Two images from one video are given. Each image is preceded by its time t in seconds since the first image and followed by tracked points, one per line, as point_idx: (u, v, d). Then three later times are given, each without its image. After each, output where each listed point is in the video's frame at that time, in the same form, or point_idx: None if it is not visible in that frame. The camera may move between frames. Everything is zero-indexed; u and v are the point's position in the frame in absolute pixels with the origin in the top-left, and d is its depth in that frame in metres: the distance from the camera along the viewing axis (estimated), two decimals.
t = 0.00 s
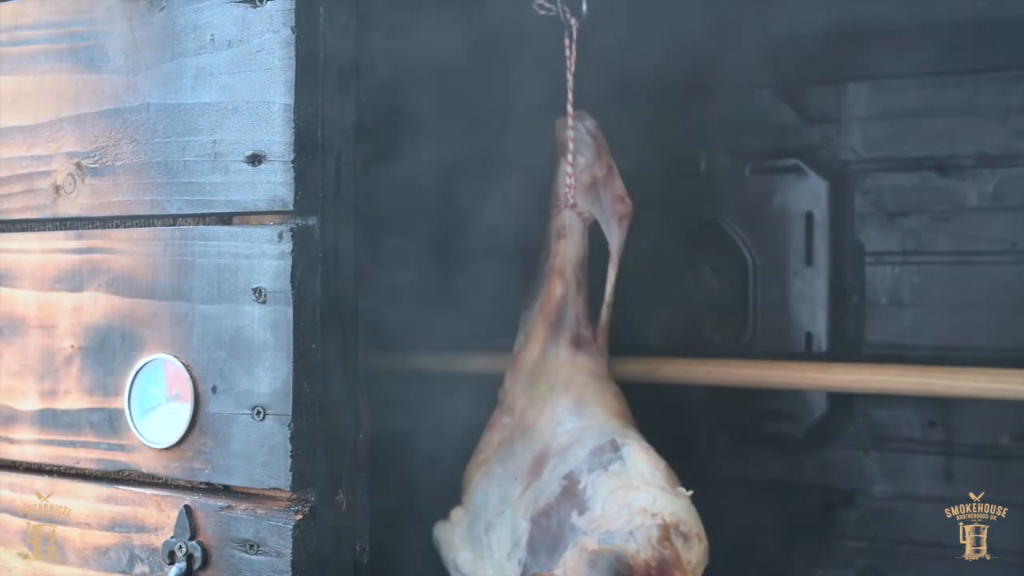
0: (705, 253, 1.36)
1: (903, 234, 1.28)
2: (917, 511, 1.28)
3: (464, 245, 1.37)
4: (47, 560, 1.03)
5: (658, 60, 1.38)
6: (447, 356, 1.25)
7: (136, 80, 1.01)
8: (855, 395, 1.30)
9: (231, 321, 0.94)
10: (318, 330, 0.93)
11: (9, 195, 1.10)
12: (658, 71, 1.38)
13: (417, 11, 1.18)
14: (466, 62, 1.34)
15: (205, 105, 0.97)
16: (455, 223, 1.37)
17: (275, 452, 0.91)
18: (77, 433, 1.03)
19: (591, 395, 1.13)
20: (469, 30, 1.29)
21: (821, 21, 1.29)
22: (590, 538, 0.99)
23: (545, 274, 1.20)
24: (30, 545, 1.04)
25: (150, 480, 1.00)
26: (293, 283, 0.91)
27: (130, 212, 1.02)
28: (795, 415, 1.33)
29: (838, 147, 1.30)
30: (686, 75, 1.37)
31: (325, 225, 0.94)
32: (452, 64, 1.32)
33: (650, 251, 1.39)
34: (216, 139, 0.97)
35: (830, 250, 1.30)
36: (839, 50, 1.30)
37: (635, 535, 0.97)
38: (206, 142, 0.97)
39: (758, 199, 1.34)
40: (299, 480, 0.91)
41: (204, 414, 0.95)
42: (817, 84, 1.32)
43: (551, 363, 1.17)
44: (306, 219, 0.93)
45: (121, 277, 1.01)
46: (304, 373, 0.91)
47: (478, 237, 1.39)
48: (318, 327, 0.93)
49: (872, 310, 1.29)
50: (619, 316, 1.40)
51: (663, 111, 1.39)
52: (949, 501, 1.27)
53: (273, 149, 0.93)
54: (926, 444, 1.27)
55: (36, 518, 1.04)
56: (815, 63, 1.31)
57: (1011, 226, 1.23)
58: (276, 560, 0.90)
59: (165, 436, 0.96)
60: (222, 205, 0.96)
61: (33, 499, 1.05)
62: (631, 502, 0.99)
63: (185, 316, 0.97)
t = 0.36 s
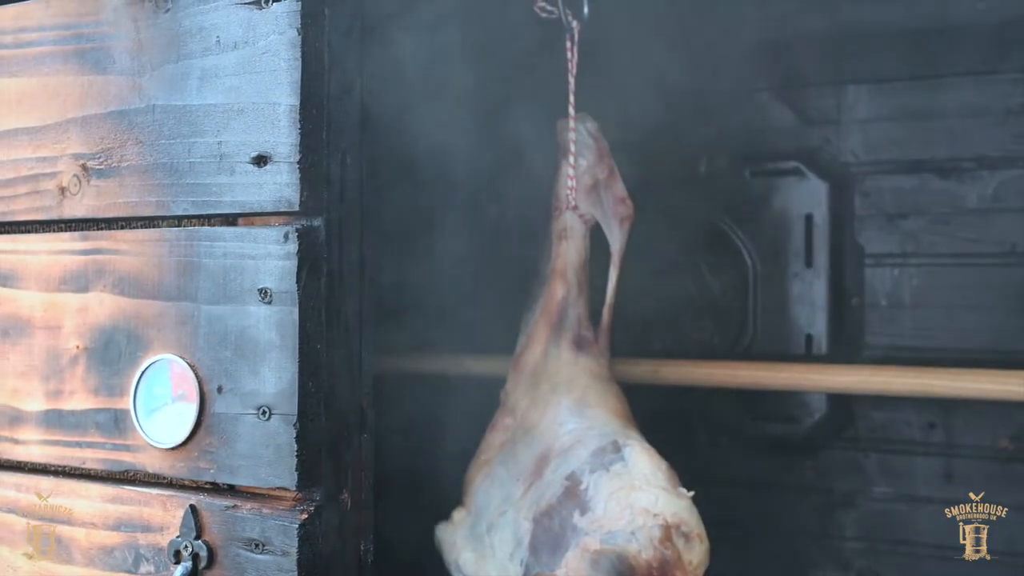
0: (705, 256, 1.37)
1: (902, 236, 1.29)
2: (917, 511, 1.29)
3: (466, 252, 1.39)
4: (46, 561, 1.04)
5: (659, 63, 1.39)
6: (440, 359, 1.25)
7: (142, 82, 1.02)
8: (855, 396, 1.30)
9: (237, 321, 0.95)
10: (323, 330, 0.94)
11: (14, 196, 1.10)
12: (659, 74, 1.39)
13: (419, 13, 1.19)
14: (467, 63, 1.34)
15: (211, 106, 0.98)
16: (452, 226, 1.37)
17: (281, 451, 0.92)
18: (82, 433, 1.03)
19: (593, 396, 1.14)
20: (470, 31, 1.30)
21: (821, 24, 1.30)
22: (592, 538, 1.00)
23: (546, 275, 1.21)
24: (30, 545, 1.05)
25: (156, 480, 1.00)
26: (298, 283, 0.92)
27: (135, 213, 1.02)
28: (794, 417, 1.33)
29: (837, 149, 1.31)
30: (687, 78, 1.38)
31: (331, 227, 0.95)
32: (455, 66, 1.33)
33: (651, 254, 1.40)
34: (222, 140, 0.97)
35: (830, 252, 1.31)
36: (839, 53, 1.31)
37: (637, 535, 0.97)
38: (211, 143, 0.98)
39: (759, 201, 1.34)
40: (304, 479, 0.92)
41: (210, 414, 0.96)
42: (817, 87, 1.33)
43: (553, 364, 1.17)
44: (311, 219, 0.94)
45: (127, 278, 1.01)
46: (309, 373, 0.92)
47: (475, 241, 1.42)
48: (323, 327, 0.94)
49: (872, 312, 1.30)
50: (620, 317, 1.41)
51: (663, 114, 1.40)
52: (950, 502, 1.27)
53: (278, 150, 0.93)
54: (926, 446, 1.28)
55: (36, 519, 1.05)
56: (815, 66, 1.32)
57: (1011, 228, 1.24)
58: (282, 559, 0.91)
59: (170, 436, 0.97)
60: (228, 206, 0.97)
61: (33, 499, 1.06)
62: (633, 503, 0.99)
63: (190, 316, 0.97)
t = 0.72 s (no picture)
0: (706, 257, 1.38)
1: (902, 238, 1.31)
2: (916, 510, 1.30)
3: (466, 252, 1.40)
4: (45, 561, 1.06)
5: (661, 65, 1.40)
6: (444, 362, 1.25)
7: (149, 82, 1.03)
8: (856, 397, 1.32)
9: (245, 320, 0.96)
10: (331, 329, 0.95)
11: (20, 197, 1.11)
12: (660, 76, 1.40)
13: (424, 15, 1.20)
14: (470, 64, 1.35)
15: (219, 106, 0.98)
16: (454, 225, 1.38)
17: (290, 449, 0.93)
18: (90, 432, 1.04)
19: (596, 396, 1.15)
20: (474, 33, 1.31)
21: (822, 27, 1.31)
22: (595, 537, 1.00)
23: (548, 277, 1.21)
24: (30, 545, 1.07)
25: (163, 478, 1.01)
26: (306, 282, 0.93)
27: (143, 213, 1.03)
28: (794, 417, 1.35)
29: (837, 152, 1.33)
30: (689, 80, 1.39)
31: (336, 226, 0.96)
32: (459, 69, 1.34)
33: (652, 254, 1.41)
34: (229, 140, 0.98)
35: (830, 254, 1.33)
36: (839, 57, 1.32)
37: (640, 534, 0.97)
38: (218, 143, 0.99)
39: (759, 203, 1.35)
40: (312, 476, 0.93)
41: (218, 412, 0.97)
42: (818, 89, 1.34)
43: (557, 365, 1.18)
44: (318, 219, 0.95)
45: (134, 277, 1.02)
46: (317, 371, 0.93)
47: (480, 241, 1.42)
48: (331, 326, 0.95)
49: (872, 313, 1.32)
50: (622, 318, 1.43)
51: (664, 117, 1.41)
52: (950, 502, 1.29)
53: (286, 150, 0.94)
54: (925, 446, 1.30)
55: (36, 519, 1.07)
56: (816, 70, 1.34)
57: (1010, 230, 1.25)
58: (290, 555, 0.93)
59: (178, 434, 0.98)
60: (235, 206, 0.98)
61: (33, 499, 1.07)
62: (636, 501, 1.00)
63: (198, 315, 0.98)
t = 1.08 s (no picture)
0: (708, 255, 1.39)
1: (903, 236, 1.31)
2: (917, 507, 1.31)
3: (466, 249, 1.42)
4: (44, 560, 1.07)
5: (663, 64, 1.41)
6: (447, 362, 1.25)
7: (151, 78, 1.03)
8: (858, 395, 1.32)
9: (249, 314, 0.97)
10: (334, 323, 0.96)
11: (21, 192, 1.11)
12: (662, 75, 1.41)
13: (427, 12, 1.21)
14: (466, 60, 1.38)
15: (221, 100, 0.99)
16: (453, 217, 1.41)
17: (294, 441, 0.94)
18: (95, 426, 1.05)
19: (599, 391, 1.15)
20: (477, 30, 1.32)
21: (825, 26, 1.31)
22: (598, 531, 1.01)
23: (550, 274, 1.21)
24: (29, 544, 1.08)
25: (168, 471, 1.02)
26: (310, 275, 0.94)
27: (146, 208, 1.03)
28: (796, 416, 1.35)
29: (839, 151, 1.34)
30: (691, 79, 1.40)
31: (340, 219, 0.97)
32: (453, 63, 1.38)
33: (655, 252, 1.42)
34: (232, 135, 0.99)
35: (832, 252, 1.33)
36: (841, 56, 1.33)
37: (642, 528, 0.99)
38: (221, 138, 0.99)
39: (762, 201, 1.36)
40: (317, 468, 0.94)
41: (222, 405, 0.98)
42: (820, 88, 1.35)
43: (559, 362, 1.18)
44: (321, 213, 0.96)
45: (137, 272, 1.03)
46: (321, 364, 0.94)
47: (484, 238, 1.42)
48: (335, 319, 0.96)
49: (873, 312, 1.32)
50: (624, 316, 1.43)
51: (666, 115, 1.42)
52: (950, 502, 1.29)
53: (288, 144, 0.95)
54: (925, 443, 1.30)
55: (35, 518, 1.08)
56: (818, 69, 1.34)
57: (1011, 228, 1.26)
58: (295, 546, 0.94)
59: (182, 428, 0.98)
60: (238, 200, 0.98)
61: (32, 498, 1.08)
62: (638, 496, 1.02)
63: (202, 310, 0.99)
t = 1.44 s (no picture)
0: (710, 205, 1.39)
1: (905, 183, 1.31)
2: (914, 452, 1.32)
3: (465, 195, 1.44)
4: (44, 561, 1.08)
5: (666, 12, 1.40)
6: (450, 309, 1.28)
7: (149, 17, 1.01)
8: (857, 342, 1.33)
9: (250, 256, 0.96)
10: (336, 264, 0.95)
11: (19, 135, 1.10)
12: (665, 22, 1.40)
13: None
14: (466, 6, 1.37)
15: (220, 40, 0.98)
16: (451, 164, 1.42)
17: (298, 382, 0.94)
18: (97, 370, 1.04)
19: (601, 337, 1.16)
20: None
21: None
22: (600, 474, 1.02)
23: (553, 220, 1.21)
24: (30, 546, 1.09)
25: (171, 415, 1.02)
26: (313, 217, 0.93)
27: (145, 150, 1.02)
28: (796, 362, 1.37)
29: (843, 97, 1.33)
30: (694, 27, 1.39)
31: (342, 161, 0.96)
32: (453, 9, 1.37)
33: (657, 202, 1.42)
34: (231, 75, 0.97)
35: (834, 199, 1.33)
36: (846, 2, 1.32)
37: (643, 471, 1.00)
38: (220, 78, 0.98)
39: (764, 149, 1.36)
40: (321, 409, 0.94)
41: (224, 347, 0.97)
42: (825, 34, 1.34)
43: (562, 307, 1.19)
44: (322, 154, 0.95)
45: (137, 215, 1.02)
46: (324, 306, 0.94)
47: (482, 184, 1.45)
48: (338, 261, 0.95)
49: (874, 259, 1.33)
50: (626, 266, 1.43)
51: (668, 63, 1.41)
52: (951, 502, 1.31)
53: (289, 84, 0.94)
54: (924, 389, 1.31)
55: (36, 519, 1.08)
56: (822, 15, 1.33)
57: (1014, 174, 1.26)
58: (299, 487, 0.94)
59: (184, 370, 0.98)
60: (239, 141, 0.97)
61: (33, 499, 1.08)
62: (640, 440, 1.02)
63: (203, 252, 0.98)
